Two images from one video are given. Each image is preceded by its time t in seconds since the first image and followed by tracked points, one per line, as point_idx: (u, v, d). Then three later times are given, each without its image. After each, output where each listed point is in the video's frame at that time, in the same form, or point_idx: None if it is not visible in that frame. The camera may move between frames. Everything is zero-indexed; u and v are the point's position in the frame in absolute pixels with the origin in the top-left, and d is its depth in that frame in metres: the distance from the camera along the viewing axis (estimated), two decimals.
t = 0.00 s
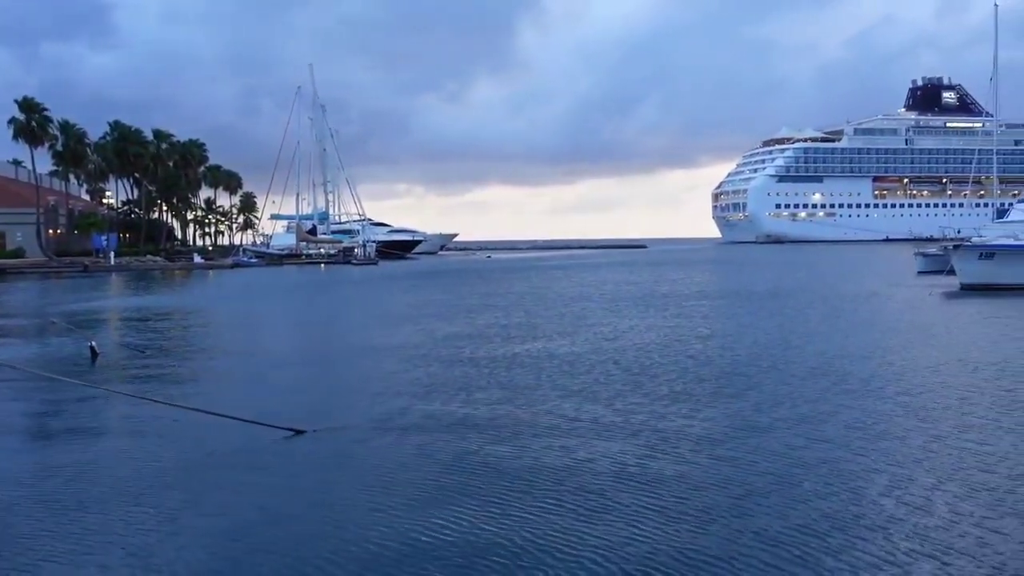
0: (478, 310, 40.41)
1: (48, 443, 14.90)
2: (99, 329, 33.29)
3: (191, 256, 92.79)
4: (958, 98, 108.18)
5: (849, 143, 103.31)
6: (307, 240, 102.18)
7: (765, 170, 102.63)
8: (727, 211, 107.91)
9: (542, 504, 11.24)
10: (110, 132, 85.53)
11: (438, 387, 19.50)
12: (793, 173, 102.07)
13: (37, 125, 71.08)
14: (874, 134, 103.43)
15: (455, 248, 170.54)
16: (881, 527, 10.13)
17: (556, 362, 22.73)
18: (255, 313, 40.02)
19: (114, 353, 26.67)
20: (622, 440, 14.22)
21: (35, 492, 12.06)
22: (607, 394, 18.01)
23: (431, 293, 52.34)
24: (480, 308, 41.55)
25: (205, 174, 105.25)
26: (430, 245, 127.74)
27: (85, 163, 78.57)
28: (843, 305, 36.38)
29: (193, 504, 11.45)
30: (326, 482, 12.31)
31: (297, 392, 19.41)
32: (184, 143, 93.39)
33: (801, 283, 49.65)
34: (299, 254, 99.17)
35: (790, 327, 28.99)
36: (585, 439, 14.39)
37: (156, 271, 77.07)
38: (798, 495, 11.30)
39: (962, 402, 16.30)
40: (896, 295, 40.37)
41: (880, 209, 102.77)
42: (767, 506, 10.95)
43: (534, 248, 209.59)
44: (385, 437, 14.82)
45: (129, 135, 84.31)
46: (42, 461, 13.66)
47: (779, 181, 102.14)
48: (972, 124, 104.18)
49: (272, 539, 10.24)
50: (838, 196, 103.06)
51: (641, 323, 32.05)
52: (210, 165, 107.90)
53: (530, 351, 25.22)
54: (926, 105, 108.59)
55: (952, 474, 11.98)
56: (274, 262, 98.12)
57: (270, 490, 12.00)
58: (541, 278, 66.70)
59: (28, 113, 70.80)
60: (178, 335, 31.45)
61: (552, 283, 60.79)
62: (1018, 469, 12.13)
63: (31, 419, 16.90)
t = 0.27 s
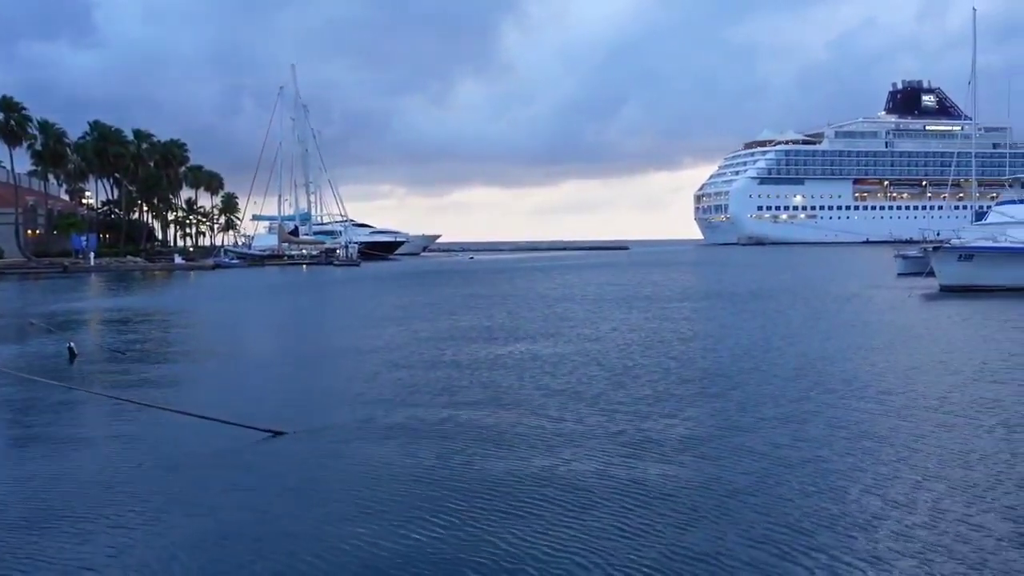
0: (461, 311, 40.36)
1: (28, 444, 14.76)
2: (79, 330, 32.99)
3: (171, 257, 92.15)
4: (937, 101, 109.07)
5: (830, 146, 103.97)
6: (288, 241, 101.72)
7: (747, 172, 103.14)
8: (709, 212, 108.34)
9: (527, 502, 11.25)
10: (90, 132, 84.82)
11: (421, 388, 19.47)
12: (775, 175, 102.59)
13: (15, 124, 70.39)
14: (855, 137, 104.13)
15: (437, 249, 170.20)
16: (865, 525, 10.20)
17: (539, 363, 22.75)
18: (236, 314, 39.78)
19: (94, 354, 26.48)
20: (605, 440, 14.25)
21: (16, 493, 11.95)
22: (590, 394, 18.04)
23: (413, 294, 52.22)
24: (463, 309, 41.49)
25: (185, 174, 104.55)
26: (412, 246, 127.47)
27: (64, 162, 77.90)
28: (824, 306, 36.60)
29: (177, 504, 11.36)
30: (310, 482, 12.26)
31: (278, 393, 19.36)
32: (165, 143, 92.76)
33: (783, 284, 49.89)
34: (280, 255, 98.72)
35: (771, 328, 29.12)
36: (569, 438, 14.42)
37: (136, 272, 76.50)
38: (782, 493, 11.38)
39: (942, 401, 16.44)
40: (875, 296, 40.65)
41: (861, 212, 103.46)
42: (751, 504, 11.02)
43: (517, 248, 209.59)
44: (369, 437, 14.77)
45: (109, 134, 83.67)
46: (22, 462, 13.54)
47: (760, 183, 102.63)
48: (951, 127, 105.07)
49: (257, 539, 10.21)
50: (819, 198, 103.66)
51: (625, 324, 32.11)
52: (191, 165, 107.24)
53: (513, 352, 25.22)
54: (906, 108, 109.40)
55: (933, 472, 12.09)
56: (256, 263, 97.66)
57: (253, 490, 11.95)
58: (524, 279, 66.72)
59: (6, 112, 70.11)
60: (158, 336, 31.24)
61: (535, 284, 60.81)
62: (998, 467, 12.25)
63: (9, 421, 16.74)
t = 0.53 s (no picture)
0: (441, 312, 40.31)
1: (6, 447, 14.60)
2: (55, 333, 32.65)
3: (149, 259, 91.37)
4: (913, 104, 110.10)
5: (807, 148, 104.71)
6: (267, 243, 101.15)
7: (726, 174, 103.70)
8: (688, 214, 108.76)
9: (508, 502, 11.26)
10: (66, 132, 83.97)
11: (401, 389, 19.43)
12: (753, 178, 103.17)
13: None
14: (833, 139, 104.90)
15: (417, 251, 169.74)
16: (843, 523, 10.27)
17: (519, 364, 22.77)
18: (214, 316, 39.51)
19: (69, 356, 26.22)
20: (586, 439, 14.29)
21: None
22: (570, 395, 18.08)
23: (393, 295, 52.09)
24: (443, 310, 41.43)
25: (163, 175, 103.72)
26: (392, 248, 127.12)
27: (40, 163, 77.08)
28: (803, 307, 36.88)
29: (153, 507, 11.27)
30: (288, 484, 12.19)
31: (256, 395, 19.25)
32: (142, 144, 92.01)
33: (761, 285, 50.22)
34: (259, 257, 98.15)
35: (749, 329, 29.27)
36: (550, 438, 14.43)
37: (113, 274, 75.80)
38: (761, 492, 11.44)
39: (919, 401, 16.59)
40: (853, 297, 41.00)
41: (838, 214, 104.25)
42: (730, 503, 11.07)
43: (497, 250, 209.54)
44: (348, 438, 14.72)
45: (85, 135, 82.88)
46: None
47: (739, 185, 103.17)
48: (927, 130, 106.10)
49: (236, 541, 10.14)
50: (797, 200, 104.33)
51: (604, 325, 32.20)
52: (169, 166, 106.44)
53: (493, 353, 25.22)
54: (882, 111, 110.36)
55: (910, 470, 12.20)
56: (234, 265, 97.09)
57: (232, 492, 11.86)
58: (504, 280, 66.70)
59: None
60: (135, 339, 30.97)
61: (514, 285, 60.80)
62: (974, 466, 12.38)
63: None
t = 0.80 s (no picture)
0: (421, 313, 40.24)
1: None
2: (31, 335, 32.31)
3: (126, 261, 90.60)
4: (890, 107, 111.13)
5: (785, 150, 105.44)
6: (246, 244, 100.56)
7: (705, 176, 104.21)
8: (668, 216, 109.19)
9: (492, 501, 11.28)
10: (41, 133, 83.16)
11: (382, 390, 19.40)
12: (732, 180, 103.72)
13: None
14: (809, 141, 105.61)
15: (396, 253, 169.17)
16: (825, 519, 10.38)
17: (500, 365, 22.79)
18: (192, 319, 39.21)
19: (45, 359, 25.96)
20: (568, 439, 14.32)
21: None
22: (550, 395, 18.12)
23: (373, 297, 51.98)
24: (423, 312, 41.37)
25: (140, 176, 102.88)
26: (371, 249, 126.72)
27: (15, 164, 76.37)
28: (782, 308, 37.17)
29: (134, 509, 11.19)
30: (271, 484, 12.15)
31: (234, 397, 19.14)
32: (119, 144, 91.29)
33: (740, 287, 50.51)
34: (238, 258, 97.55)
35: (729, 329, 29.42)
36: (532, 437, 14.46)
37: (89, 276, 75.10)
38: (743, 489, 11.52)
39: (896, 400, 16.77)
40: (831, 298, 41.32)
41: (816, 215, 104.99)
42: (713, 500, 11.16)
43: (476, 251, 209.24)
44: (330, 440, 14.67)
45: (61, 135, 82.14)
46: None
47: (718, 187, 103.68)
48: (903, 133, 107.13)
49: (219, 542, 10.10)
50: (775, 202, 104.94)
51: (584, 326, 32.28)
52: (147, 167, 105.67)
53: (475, 354, 25.21)
54: (859, 114, 111.30)
55: (890, 467, 12.33)
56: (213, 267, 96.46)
57: (213, 493, 11.80)
58: (485, 282, 66.70)
59: None
60: (113, 341, 30.72)
61: (494, 287, 60.78)
62: (952, 463, 12.52)
63: None
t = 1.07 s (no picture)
0: (405, 314, 40.18)
1: None
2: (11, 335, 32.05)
3: (106, 261, 89.95)
4: (871, 110, 111.99)
5: (767, 152, 106.08)
6: (228, 244, 100.11)
7: (687, 178, 104.63)
8: (650, 217, 109.58)
9: (477, 499, 11.30)
10: (21, 131, 82.48)
11: (366, 390, 19.37)
12: (714, 181, 104.19)
13: None
14: (792, 143, 106.96)
15: (379, 253, 168.76)
16: (808, 516, 10.46)
17: (484, 365, 22.81)
18: (173, 319, 38.98)
19: (24, 359, 25.76)
20: (552, 438, 14.37)
21: None
22: (535, 395, 18.17)
23: (356, 298, 51.88)
24: (407, 312, 41.33)
25: (121, 176, 102.22)
26: (354, 250, 126.42)
27: None
28: (763, 308, 37.40)
29: (116, 509, 11.12)
30: (256, 484, 12.13)
31: (216, 397, 19.06)
32: (100, 144, 90.66)
33: (722, 288, 50.78)
34: (219, 259, 97.07)
35: (712, 330, 29.60)
36: (517, 437, 14.48)
37: (69, 276, 74.53)
38: (726, 487, 11.57)
39: (878, 400, 16.91)
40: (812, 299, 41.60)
41: (797, 217, 105.60)
42: (697, 497, 11.22)
43: (459, 252, 209.07)
44: (313, 440, 14.63)
45: (41, 134, 81.53)
46: None
47: (700, 188, 104.13)
48: (884, 135, 108.01)
49: (202, 542, 10.05)
50: (757, 203, 105.47)
51: (568, 327, 32.36)
52: (128, 167, 105.01)
53: (459, 355, 25.22)
54: (840, 116, 112.10)
55: (871, 466, 12.42)
56: (194, 267, 95.92)
57: (196, 493, 11.74)
58: (468, 283, 66.71)
59: None
60: (93, 341, 30.50)
61: (478, 288, 60.76)
62: (932, 462, 12.63)
63: None
